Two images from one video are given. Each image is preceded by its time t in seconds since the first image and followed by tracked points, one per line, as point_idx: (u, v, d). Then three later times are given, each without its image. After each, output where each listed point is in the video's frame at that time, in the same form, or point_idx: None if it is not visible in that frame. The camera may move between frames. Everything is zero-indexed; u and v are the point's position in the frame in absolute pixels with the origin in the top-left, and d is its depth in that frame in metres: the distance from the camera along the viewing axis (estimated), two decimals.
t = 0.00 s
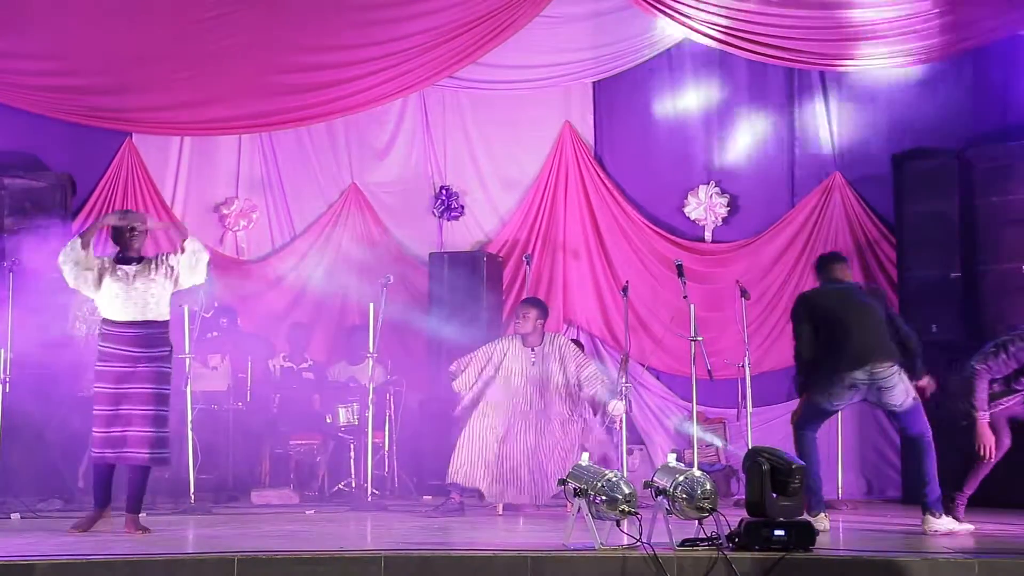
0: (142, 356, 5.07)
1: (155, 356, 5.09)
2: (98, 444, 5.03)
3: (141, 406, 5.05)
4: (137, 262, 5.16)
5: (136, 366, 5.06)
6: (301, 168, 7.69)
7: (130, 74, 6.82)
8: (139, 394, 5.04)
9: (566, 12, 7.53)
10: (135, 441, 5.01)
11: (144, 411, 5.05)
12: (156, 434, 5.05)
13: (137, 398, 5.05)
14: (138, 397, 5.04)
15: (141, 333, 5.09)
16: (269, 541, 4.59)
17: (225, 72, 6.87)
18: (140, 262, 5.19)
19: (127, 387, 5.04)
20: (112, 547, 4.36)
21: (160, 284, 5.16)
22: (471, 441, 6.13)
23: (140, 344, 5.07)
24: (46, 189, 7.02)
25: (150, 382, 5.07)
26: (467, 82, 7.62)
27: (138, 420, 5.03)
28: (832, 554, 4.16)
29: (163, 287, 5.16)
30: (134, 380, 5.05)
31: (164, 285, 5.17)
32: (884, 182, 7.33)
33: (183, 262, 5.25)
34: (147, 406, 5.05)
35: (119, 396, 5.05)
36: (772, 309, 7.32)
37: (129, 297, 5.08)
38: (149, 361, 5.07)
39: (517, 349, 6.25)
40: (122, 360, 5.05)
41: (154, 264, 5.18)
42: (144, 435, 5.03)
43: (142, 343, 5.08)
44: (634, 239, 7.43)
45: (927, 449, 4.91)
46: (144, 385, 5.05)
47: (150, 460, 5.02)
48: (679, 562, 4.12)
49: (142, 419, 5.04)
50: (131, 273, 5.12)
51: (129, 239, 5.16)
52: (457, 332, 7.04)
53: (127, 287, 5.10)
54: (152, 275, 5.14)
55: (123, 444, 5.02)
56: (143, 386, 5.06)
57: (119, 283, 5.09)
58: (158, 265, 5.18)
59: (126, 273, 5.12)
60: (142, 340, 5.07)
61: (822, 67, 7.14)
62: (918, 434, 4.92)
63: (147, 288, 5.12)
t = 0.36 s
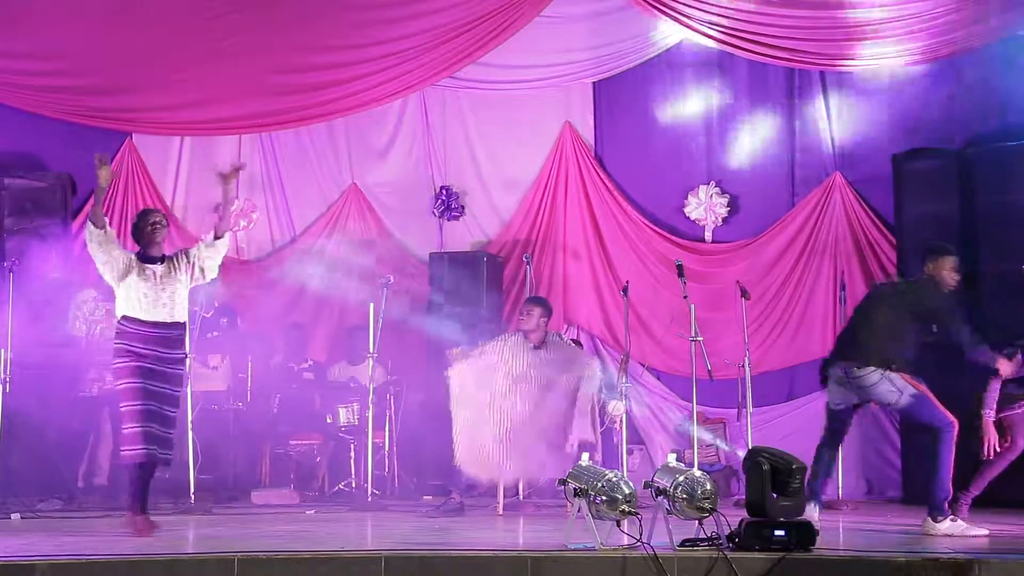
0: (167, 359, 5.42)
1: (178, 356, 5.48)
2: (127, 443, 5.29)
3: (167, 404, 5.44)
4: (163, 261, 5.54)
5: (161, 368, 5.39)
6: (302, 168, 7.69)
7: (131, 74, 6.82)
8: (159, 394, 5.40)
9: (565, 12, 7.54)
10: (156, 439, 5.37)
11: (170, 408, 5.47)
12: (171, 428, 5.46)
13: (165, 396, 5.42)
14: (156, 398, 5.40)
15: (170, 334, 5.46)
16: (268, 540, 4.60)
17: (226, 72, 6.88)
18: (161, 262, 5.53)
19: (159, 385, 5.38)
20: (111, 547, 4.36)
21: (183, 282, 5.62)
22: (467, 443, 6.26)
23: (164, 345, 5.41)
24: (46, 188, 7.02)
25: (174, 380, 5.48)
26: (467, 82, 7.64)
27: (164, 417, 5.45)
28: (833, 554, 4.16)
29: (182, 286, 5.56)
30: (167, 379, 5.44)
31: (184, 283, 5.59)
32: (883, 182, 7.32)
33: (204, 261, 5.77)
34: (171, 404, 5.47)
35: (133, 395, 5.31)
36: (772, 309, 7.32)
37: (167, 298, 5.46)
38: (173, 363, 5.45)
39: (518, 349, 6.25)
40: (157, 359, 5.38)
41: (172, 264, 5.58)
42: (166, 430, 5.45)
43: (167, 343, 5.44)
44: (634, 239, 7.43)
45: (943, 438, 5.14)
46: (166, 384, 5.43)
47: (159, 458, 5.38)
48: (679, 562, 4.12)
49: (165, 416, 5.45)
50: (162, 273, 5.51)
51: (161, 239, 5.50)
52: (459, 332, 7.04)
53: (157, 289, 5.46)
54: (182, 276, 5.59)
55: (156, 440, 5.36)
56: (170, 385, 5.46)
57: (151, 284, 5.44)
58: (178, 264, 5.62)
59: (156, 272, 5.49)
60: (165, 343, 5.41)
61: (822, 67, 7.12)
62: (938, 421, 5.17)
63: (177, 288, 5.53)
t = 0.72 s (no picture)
0: (190, 356, 4.85)
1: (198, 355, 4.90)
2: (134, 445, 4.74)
3: (185, 408, 4.84)
4: (188, 260, 4.92)
5: (182, 367, 4.82)
6: (299, 165, 7.73)
7: (129, 72, 6.69)
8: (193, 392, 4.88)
9: (565, 12, 7.52)
10: (190, 438, 4.85)
11: (189, 412, 4.85)
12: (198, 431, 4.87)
13: (185, 398, 4.83)
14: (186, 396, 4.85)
15: (193, 334, 4.88)
16: (272, 540, 4.60)
17: (223, 72, 6.76)
18: (185, 260, 4.93)
19: (180, 385, 4.81)
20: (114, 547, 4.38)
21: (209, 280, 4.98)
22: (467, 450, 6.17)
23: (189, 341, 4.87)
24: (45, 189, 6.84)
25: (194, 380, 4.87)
26: (465, 82, 7.63)
27: (188, 421, 4.84)
28: (831, 554, 4.15)
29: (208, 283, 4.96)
30: (185, 380, 4.84)
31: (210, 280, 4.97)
32: (883, 182, 7.30)
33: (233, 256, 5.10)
34: (195, 405, 4.88)
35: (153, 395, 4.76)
36: (771, 311, 7.31)
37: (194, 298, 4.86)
38: (191, 361, 4.87)
39: (515, 348, 6.26)
40: (180, 358, 4.81)
41: (196, 262, 4.95)
42: (189, 435, 4.84)
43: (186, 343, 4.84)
44: (632, 239, 7.42)
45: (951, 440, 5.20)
46: (191, 381, 4.87)
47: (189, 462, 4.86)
48: (678, 562, 4.11)
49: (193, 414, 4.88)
50: (191, 271, 4.90)
51: (184, 235, 4.86)
52: (458, 331, 7.05)
53: (181, 288, 4.86)
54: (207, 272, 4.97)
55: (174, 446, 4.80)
56: (190, 385, 4.86)
57: (175, 283, 4.84)
58: (201, 259, 4.98)
59: (182, 269, 4.89)
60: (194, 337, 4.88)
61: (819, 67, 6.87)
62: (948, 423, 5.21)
63: (198, 290, 4.90)
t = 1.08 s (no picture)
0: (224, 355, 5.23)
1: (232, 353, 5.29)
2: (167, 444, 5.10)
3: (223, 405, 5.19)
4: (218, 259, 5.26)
5: (214, 366, 5.18)
6: (282, 163, 7.70)
7: (112, 73, 6.75)
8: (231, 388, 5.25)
9: (550, 13, 7.53)
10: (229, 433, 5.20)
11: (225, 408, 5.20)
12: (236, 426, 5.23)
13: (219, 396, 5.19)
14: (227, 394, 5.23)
15: (225, 333, 5.24)
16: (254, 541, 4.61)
17: (208, 74, 6.84)
18: (215, 261, 5.27)
19: (213, 383, 5.16)
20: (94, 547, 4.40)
21: (242, 279, 5.33)
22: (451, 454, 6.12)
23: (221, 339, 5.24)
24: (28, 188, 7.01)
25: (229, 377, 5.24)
26: (450, 82, 7.62)
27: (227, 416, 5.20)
28: (813, 553, 4.16)
29: (240, 281, 5.31)
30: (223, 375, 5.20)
31: (242, 278, 5.33)
32: (866, 183, 7.33)
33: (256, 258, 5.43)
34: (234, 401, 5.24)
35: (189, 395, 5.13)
36: (752, 310, 7.33)
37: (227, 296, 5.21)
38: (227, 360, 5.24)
39: (498, 348, 6.28)
40: (213, 357, 5.17)
41: (227, 262, 5.30)
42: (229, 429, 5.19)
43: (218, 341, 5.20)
44: (617, 239, 7.43)
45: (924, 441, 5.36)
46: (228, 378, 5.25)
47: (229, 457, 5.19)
48: (661, 562, 4.11)
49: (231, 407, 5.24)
50: (224, 271, 5.25)
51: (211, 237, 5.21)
52: (442, 331, 7.04)
53: (214, 290, 5.20)
54: (238, 272, 5.31)
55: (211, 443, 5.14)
56: (227, 382, 5.22)
57: (209, 283, 5.19)
58: (231, 258, 5.32)
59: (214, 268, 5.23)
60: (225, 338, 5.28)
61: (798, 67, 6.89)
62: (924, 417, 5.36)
63: (229, 287, 5.25)
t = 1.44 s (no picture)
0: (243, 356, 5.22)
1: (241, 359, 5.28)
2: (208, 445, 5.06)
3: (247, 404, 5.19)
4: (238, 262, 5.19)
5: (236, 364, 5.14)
6: (249, 162, 7.66)
7: (78, 72, 6.76)
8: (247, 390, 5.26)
9: (520, 12, 7.53)
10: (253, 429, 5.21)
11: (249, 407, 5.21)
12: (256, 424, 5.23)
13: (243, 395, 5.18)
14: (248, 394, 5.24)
15: (245, 335, 5.18)
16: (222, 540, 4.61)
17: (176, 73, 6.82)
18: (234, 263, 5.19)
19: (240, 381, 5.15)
20: (62, 547, 4.40)
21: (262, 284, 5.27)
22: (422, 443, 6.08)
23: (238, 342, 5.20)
24: None
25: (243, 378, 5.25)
26: (419, 82, 7.60)
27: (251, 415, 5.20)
28: (780, 553, 4.18)
29: (262, 284, 5.25)
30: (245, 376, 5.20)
31: (261, 280, 5.27)
32: (833, 184, 7.38)
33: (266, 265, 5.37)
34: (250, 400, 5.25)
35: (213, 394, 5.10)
36: (721, 309, 7.35)
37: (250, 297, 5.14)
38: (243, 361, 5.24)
39: (469, 344, 6.35)
40: (237, 357, 5.15)
41: (245, 265, 5.24)
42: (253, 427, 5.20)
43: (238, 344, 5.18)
44: (587, 240, 7.45)
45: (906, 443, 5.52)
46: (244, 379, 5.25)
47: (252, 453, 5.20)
48: (629, 562, 4.12)
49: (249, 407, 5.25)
50: (248, 273, 5.20)
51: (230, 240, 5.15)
52: (411, 330, 7.04)
53: (238, 291, 5.13)
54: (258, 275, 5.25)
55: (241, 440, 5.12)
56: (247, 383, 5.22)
57: (231, 286, 5.12)
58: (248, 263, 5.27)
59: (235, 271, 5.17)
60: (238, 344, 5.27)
61: (769, 68, 6.93)
62: (913, 416, 5.51)
63: (251, 289, 5.18)
